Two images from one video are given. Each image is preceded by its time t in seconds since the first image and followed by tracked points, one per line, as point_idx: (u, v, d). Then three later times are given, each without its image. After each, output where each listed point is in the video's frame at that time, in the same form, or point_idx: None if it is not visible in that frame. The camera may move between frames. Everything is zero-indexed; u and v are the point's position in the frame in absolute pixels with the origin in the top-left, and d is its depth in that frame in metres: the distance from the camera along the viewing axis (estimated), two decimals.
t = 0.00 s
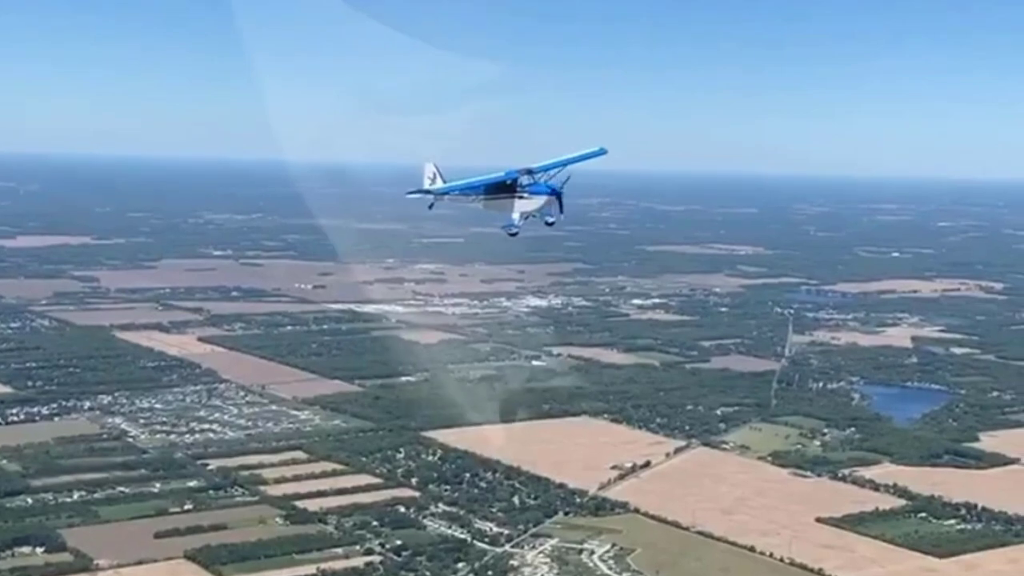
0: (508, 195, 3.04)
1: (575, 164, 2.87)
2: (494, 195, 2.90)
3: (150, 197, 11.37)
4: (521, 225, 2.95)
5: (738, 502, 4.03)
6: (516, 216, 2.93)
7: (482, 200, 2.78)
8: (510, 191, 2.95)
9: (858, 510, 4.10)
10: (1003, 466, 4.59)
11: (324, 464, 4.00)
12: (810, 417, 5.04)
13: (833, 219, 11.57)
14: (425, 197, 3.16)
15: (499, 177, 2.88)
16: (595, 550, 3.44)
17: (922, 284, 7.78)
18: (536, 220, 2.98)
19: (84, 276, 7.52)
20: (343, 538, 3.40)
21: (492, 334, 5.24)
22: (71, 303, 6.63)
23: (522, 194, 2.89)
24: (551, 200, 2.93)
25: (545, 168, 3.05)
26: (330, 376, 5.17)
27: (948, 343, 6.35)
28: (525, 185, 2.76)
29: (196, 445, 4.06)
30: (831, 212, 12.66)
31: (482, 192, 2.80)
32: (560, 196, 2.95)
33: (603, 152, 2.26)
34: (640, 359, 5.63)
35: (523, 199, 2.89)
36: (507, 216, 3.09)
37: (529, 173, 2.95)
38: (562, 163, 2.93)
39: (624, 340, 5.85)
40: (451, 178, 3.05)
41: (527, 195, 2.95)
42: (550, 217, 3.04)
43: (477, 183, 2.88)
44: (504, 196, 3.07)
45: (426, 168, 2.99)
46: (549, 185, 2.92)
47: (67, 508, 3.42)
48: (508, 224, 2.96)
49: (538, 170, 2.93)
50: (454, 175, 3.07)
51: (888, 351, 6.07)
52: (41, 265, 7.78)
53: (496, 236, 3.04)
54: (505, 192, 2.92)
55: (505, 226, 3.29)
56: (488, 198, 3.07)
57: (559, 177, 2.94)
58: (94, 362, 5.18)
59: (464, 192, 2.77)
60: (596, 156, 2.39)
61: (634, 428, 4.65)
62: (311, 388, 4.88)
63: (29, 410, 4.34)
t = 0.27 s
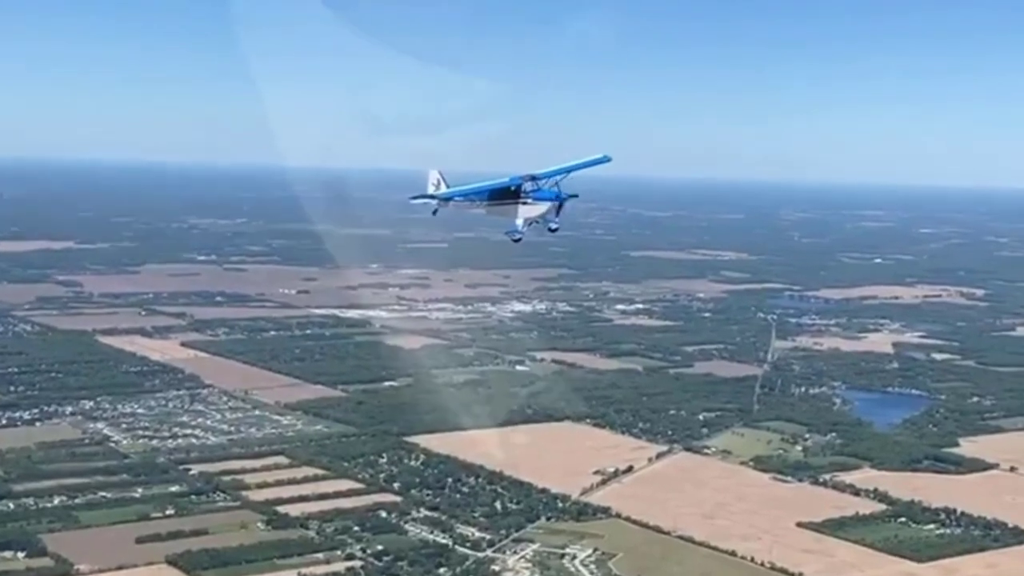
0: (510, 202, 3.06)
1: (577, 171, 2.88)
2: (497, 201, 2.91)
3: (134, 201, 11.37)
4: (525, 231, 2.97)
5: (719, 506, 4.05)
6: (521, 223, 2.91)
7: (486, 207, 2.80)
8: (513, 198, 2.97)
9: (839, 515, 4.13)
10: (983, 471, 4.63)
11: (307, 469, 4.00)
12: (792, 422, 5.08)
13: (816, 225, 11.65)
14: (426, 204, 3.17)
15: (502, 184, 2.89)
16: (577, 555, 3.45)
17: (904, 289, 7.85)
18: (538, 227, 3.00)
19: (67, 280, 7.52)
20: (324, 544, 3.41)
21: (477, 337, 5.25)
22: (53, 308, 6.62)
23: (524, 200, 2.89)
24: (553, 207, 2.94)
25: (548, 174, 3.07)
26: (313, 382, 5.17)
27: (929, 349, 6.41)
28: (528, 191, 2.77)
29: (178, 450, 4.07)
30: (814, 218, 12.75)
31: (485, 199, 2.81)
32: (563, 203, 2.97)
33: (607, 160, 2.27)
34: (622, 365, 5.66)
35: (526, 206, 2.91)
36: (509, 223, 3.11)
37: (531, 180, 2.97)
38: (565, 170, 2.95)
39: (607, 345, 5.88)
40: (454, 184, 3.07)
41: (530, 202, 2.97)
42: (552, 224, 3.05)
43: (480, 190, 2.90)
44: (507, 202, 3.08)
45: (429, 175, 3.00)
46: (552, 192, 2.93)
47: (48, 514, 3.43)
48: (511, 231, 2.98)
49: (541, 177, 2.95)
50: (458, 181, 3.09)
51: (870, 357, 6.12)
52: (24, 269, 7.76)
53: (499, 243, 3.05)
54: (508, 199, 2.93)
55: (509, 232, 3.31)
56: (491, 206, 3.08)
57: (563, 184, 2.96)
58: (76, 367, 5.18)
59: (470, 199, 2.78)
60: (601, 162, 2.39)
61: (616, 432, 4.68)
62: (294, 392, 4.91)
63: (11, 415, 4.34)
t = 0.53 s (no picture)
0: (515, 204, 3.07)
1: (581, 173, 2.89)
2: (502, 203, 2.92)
3: (116, 207, 11.36)
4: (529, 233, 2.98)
5: (701, 512, 4.06)
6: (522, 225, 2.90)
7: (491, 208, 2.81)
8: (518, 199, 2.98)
9: (820, 521, 4.14)
10: (965, 477, 4.66)
11: (289, 475, 4.02)
12: (775, 428, 5.10)
13: (800, 232, 11.71)
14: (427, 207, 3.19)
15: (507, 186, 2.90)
16: (559, 560, 3.42)
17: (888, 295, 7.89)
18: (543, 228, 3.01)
19: (49, 286, 7.51)
20: (306, 549, 3.41)
21: (461, 342, 5.27)
22: (35, 314, 6.61)
23: (528, 202, 2.89)
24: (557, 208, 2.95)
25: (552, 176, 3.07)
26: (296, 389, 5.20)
27: (912, 355, 6.45)
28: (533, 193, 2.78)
29: (160, 456, 4.07)
30: (799, 224, 12.81)
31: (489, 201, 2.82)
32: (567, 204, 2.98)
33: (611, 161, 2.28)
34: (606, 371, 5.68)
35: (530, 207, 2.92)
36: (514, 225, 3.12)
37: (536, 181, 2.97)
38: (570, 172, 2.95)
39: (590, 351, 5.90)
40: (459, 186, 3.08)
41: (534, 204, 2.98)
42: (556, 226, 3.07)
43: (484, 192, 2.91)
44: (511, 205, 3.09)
45: (431, 178, 2.99)
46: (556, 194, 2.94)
47: (29, 519, 3.43)
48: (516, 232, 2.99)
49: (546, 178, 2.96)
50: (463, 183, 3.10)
51: (853, 362, 6.15)
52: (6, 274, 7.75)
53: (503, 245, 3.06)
54: (513, 200, 2.94)
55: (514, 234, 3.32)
56: (494, 208, 3.08)
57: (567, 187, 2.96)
58: (58, 373, 5.18)
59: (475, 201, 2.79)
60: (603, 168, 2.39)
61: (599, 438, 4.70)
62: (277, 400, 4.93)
63: None
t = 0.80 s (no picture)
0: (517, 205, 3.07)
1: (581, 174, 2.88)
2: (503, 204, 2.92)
3: (101, 212, 11.35)
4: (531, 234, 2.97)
5: (685, 516, 4.08)
6: (523, 226, 2.86)
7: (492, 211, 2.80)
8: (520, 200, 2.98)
9: (804, 525, 4.16)
10: (948, 481, 4.68)
11: (273, 480, 4.02)
12: (759, 433, 5.13)
13: (786, 237, 11.76)
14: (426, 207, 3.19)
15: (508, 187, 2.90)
16: (542, 565, 3.45)
17: (872, 300, 7.93)
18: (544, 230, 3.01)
19: (33, 290, 7.51)
20: (289, 554, 3.42)
21: (447, 346, 5.29)
22: (20, 319, 6.60)
23: (530, 203, 2.87)
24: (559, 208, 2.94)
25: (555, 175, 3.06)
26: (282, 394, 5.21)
27: (897, 360, 6.48)
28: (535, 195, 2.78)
29: (144, 460, 4.08)
30: (785, 230, 12.87)
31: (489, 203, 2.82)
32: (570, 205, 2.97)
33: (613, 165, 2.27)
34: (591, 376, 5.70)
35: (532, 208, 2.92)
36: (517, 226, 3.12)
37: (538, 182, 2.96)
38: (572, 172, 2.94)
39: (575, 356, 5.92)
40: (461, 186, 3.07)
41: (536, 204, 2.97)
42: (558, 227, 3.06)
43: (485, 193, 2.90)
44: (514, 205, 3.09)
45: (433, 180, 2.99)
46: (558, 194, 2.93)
47: (12, 524, 3.43)
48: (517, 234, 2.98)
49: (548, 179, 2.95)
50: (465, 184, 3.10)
51: (837, 367, 6.18)
52: None
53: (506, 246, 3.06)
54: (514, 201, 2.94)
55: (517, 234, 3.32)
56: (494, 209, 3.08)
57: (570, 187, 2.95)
58: (42, 377, 5.18)
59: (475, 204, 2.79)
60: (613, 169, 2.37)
61: (583, 443, 4.71)
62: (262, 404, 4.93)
63: None
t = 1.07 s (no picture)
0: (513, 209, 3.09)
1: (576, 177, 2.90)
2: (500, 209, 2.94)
3: (79, 218, 11.31)
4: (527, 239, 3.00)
5: (661, 522, 4.10)
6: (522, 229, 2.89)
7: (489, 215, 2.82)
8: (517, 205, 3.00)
9: (779, 530, 4.19)
10: (923, 487, 4.73)
11: (250, 486, 4.03)
12: (735, 439, 5.16)
13: (765, 244, 11.84)
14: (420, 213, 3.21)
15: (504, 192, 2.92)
16: (518, 570, 3.47)
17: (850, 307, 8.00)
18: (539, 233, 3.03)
19: (10, 297, 7.48)
20: (265, 559, 3.42)
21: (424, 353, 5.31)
22: None
23: (528, 207, 2.89)
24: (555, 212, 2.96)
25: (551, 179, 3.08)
26: (259, 399, 5.22)
27: (872, 367, 6.54)
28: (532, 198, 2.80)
29: (120, 467, 4.08)
30: (764, 237, 12.95)
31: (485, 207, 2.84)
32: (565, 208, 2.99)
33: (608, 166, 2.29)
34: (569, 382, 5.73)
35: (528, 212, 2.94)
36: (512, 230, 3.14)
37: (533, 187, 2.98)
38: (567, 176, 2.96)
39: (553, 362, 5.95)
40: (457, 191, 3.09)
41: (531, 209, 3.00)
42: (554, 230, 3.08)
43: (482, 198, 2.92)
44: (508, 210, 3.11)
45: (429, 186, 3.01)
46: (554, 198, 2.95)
47: None
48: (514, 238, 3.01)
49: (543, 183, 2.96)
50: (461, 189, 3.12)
51: (813, 374, 6.23)
52: None
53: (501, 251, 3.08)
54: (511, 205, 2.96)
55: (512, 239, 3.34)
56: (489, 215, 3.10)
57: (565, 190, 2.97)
58: (19, 384, 5.16)
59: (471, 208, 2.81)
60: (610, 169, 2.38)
61: (559, 449, 4.74)
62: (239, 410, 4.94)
63: None
